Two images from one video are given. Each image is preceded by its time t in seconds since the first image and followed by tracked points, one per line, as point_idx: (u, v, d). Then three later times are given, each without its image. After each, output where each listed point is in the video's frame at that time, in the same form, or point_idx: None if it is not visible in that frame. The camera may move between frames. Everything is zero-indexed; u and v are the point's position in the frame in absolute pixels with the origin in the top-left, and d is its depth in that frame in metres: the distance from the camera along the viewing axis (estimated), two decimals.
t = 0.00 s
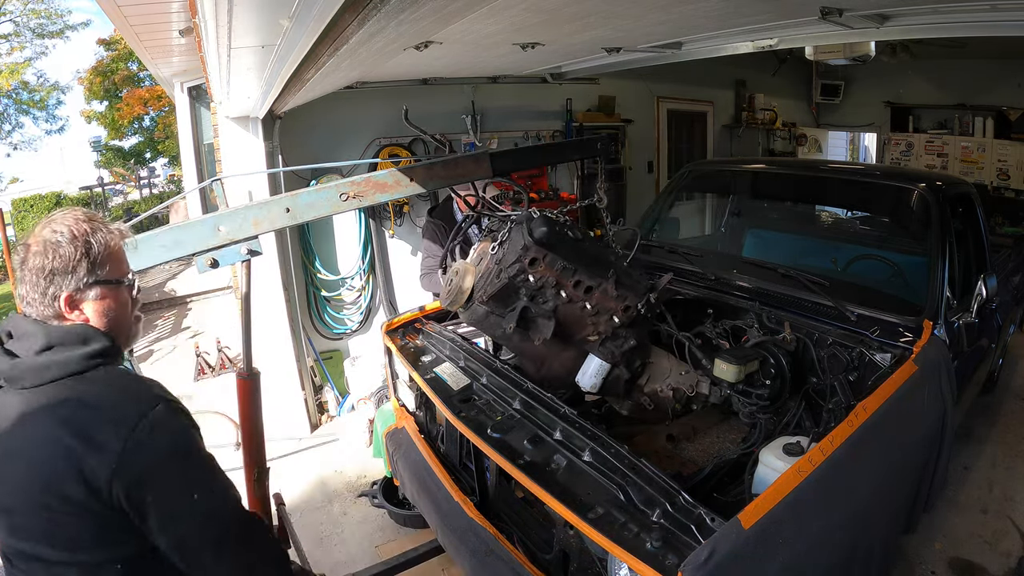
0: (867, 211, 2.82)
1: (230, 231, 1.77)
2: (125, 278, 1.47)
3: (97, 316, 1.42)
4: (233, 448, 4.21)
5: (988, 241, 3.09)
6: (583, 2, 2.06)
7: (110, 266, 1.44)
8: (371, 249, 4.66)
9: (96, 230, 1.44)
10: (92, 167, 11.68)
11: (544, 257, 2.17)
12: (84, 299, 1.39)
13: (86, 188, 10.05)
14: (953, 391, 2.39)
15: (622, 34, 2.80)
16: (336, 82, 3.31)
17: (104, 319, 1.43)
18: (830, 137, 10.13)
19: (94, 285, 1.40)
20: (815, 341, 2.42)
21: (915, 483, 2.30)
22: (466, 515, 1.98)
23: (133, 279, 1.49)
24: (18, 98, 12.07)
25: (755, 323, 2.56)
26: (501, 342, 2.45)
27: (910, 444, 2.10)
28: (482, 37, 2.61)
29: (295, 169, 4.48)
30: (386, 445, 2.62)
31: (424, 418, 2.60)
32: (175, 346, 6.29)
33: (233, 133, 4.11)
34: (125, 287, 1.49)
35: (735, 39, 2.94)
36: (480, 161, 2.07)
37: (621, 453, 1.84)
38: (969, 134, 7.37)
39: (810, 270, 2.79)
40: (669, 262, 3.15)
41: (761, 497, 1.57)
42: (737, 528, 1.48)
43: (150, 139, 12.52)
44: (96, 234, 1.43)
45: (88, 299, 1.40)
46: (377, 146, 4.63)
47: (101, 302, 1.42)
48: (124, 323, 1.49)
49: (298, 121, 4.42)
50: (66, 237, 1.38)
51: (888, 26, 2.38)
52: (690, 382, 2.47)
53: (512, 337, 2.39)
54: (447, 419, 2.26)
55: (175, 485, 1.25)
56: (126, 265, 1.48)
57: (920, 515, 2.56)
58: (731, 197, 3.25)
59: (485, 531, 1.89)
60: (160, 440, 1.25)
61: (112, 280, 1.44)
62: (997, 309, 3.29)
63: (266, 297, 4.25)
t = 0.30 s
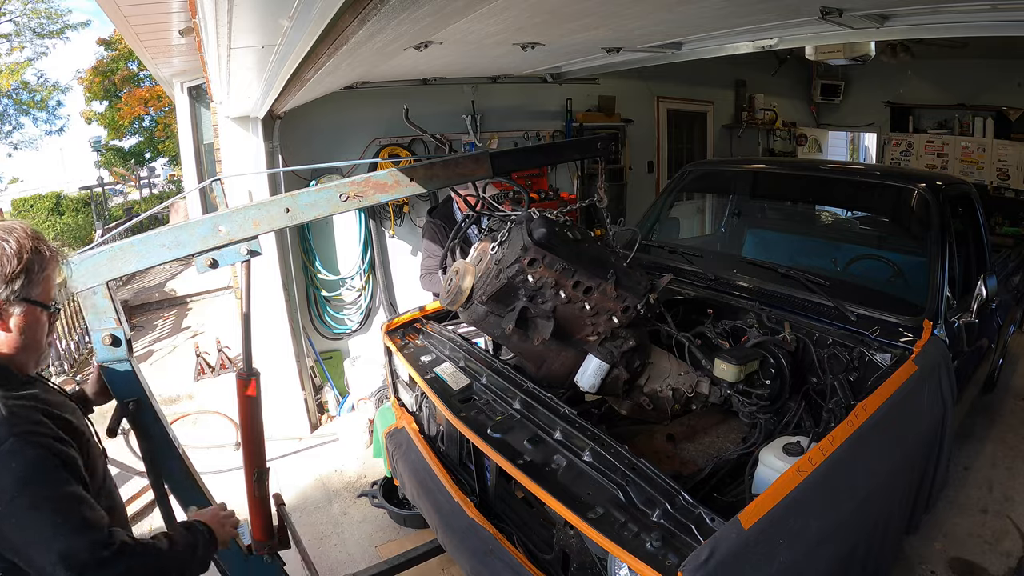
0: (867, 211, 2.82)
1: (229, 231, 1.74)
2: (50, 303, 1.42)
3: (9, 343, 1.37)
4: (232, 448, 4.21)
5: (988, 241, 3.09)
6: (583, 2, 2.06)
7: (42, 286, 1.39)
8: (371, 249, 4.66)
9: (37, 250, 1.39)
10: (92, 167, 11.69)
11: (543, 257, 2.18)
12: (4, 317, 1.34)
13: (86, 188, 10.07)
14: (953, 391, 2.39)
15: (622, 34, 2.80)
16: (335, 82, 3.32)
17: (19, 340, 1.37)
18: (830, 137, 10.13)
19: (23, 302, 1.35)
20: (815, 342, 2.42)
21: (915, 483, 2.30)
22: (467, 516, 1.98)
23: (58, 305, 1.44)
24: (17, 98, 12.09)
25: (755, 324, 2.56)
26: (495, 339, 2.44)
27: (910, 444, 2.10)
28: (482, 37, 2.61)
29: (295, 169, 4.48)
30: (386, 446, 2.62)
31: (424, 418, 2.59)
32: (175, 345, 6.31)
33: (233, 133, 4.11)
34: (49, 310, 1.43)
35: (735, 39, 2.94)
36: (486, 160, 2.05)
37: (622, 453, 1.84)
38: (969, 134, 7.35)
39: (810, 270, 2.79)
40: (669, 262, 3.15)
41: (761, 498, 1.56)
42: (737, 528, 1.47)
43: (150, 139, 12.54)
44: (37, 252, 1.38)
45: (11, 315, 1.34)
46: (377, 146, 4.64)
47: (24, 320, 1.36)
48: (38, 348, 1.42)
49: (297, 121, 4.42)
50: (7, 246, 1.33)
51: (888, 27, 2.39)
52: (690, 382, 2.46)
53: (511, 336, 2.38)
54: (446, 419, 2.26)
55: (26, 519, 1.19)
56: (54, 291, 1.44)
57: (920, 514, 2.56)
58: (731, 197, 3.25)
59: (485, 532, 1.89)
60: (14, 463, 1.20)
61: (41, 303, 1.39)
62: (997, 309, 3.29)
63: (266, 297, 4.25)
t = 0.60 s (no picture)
0: (867, 211, 2.83)
1: (225, 232, 1.78)
2: None
3: None
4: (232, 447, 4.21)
5: (988, 241, 3.09)
6: (583, 2, 2.06)
7: None
8: (371, 249, 4.66)
9: None
10: (91, 167, 11.68)
11: (538, 260, 2.20)
12: None
13: (86, 188, 10.08)
14: (953, 391, 2.39)
15: (622, 34, 2.80)
16: (335, 82, 3.32)
17: None
18: (830, 137, 10.15)
19: None
20: (815, 342, 2.42)
21: (914, 484, 2.31)
22: (467, 516, 1.98)
23: None
24: (18, 98, 12.10)
25: (755, 324, 2.56)
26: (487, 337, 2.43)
27: (910, 444, 2.10)
28: (482, 37, 2.61)
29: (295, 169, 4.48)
30: (386, 446, 2.63)
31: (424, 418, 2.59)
32: (175, 345, 6.32)
33: (233, 133, 4.11)
34: None
35: (735, 39, 2.94)
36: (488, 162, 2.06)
37: (622, 453, 1.84)
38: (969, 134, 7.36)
39: (811, 270, 2.79)
40: (670, 262, 3.15)
41: (760, 498, 1.56)
42: (737, 528, 1.47)
43: (150, 139, 12.56)
44: None
45: None
46: (377, 146, 4.64)
47: None
48: None
49: (297, 121, 4.42)
50: None
51: (888, 27, 2.39)
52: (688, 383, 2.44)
53: (507, 337, 2.37)
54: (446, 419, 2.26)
55: None
56: None
57: (919, 514, 2.56)
58: (731, 196, 3.26)
59: (486, 531, 1.89)
60: None
61: None
62: (997, 309, 3.29)
63: (267, 297, 4.25)
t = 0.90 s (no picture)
0: (867, 211, 2.83)
1: (200, 236, 1.81)
2: None
3: None
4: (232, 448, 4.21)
5: (988, 241, 3.09)
6: (583, 2, 2.06)
7: None
8: (371, 249, 4.67)
9: None
10: (91, 166, 11.68)
11: (519, 262, 2.27)
12: None
13: (86, 188, 10.08)
14: (953, 391, 2.39)
15: (622, 34, 2.80)
16: (335, 82, 3.31)
17: None
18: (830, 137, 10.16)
19: None
20: (815, 342, 2.41)
21: (915, 484, 2.31)
22: (467, 516, 1.98)
23: None
24: (18, 98, 12.11)
25: (755, 324, 2.56)
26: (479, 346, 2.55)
27: (910, 444, 2.10)
28: (482, 37, 2.61)
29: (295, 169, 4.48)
30: (386, 446, 2.63)
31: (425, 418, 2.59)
32: (175, 345, 6.32)
33: (233, 133, 4.11)
34: None
35: (735, 39, 2.94)
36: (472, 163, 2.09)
37: (622, 453, 1.84)
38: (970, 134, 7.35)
39: (810, 270, 2.79)
40: (670, 262, 3.15)
41: (761, 498, 1.57)
42: (737, 528, 1.47)
43: (150, 139, 12.57)
44: None
45: None
46: (377, 146, 4.64)
47: None
48: None
49: (297, 121, 4.42)
50: None
51: (888, 27, 2.38)
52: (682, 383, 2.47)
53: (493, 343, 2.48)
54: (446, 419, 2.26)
55: None
56: None
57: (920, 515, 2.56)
58: (731, 196, 3.27)
59: (486, 532, 1.89)
60: None
61: None
62: (997, 309, 3.29)
63: (267, 297, 4.25)
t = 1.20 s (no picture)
0: (867, 211, 2.83)
1: (200, 236, 1.81)
2: (51, 324, 1.25)
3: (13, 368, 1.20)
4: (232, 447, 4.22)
5: (988, 241, 3.09)
6: (583, 2, 2.06)
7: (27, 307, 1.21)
8: (371, 249, 4.67)
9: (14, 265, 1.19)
10: (91, 166, 11.69)
11: (517, 263, 2.26)
12: None
13: (86, 188, 10.09)
14: (953, 391, 2.39)
15: (622, 34, 2.80)
16: (336, 82, 3.31)
17: (21, 372, 1.21)
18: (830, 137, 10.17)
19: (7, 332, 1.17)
20: (815, 342, 2.41)
21: (915, 483, 2.31)
22: (467, 516, 1.98)
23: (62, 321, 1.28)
24: (18, 98, 12.12)
25: (755, 324, 2.56)
26: (479, 346, 2.55)
27: (910, 443, 2.10)
28: (482, 37, 2.61)
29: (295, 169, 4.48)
30: (386, 446, 2.63)
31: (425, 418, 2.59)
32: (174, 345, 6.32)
33: (233, 133, 4.11)
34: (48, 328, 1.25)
35: (735, 39, 2.94)
36: (472, 163, 2.09)
37: (621, 453, 1.84)
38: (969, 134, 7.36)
39: (810, 270, 2.79)
40: (670, 262, 3.15)
41: (761, 497, 1.57)
42: (737, 528, 1.47)
43: (149, 139, 12.60)
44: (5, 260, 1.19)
45: None
46: (377, 146, 4.64)
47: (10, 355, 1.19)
48: (48, 381, 1.27)
49: (297, 121, 4.42)
50: None
51: (888, 27, 2.38)
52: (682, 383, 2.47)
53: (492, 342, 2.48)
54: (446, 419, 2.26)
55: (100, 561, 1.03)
56: (51, 304, 1.26)
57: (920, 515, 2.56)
58: (732, 196, 3.27)
59: (485, 531, 1.89)
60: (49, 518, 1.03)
61: (29, 328, 1.21)
62: (997, 309, 3.29)
63: (267, 297, 4.25)
